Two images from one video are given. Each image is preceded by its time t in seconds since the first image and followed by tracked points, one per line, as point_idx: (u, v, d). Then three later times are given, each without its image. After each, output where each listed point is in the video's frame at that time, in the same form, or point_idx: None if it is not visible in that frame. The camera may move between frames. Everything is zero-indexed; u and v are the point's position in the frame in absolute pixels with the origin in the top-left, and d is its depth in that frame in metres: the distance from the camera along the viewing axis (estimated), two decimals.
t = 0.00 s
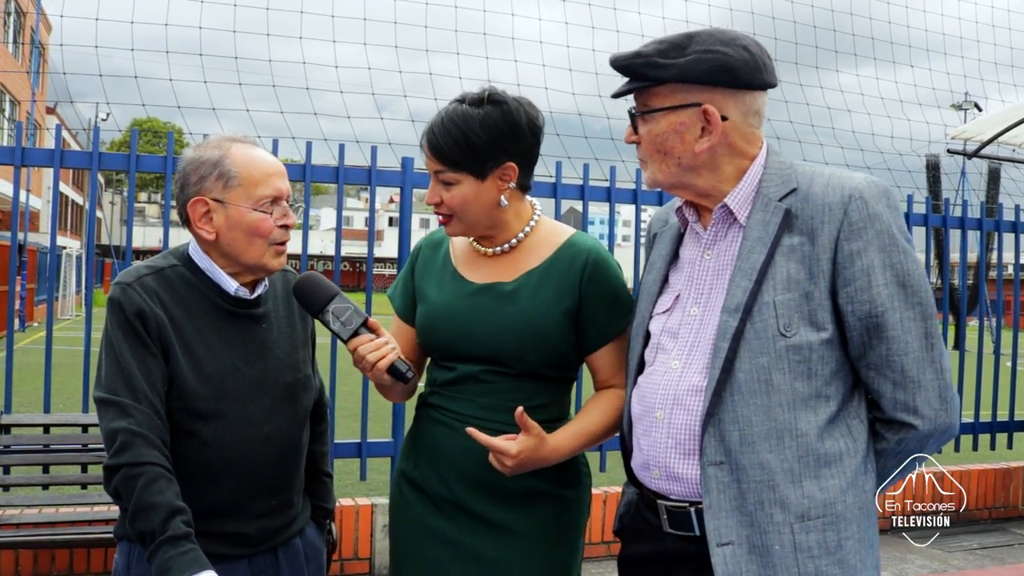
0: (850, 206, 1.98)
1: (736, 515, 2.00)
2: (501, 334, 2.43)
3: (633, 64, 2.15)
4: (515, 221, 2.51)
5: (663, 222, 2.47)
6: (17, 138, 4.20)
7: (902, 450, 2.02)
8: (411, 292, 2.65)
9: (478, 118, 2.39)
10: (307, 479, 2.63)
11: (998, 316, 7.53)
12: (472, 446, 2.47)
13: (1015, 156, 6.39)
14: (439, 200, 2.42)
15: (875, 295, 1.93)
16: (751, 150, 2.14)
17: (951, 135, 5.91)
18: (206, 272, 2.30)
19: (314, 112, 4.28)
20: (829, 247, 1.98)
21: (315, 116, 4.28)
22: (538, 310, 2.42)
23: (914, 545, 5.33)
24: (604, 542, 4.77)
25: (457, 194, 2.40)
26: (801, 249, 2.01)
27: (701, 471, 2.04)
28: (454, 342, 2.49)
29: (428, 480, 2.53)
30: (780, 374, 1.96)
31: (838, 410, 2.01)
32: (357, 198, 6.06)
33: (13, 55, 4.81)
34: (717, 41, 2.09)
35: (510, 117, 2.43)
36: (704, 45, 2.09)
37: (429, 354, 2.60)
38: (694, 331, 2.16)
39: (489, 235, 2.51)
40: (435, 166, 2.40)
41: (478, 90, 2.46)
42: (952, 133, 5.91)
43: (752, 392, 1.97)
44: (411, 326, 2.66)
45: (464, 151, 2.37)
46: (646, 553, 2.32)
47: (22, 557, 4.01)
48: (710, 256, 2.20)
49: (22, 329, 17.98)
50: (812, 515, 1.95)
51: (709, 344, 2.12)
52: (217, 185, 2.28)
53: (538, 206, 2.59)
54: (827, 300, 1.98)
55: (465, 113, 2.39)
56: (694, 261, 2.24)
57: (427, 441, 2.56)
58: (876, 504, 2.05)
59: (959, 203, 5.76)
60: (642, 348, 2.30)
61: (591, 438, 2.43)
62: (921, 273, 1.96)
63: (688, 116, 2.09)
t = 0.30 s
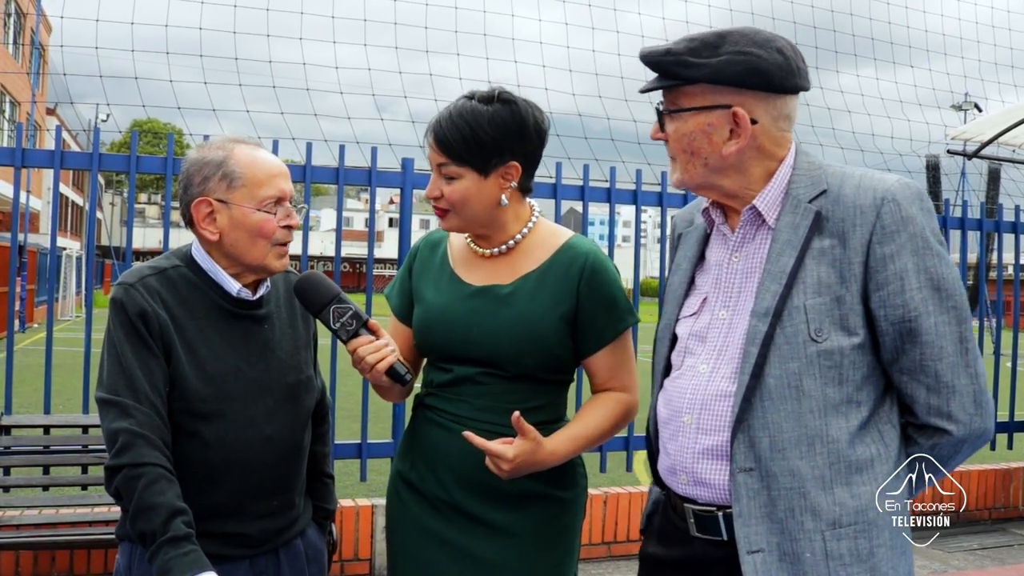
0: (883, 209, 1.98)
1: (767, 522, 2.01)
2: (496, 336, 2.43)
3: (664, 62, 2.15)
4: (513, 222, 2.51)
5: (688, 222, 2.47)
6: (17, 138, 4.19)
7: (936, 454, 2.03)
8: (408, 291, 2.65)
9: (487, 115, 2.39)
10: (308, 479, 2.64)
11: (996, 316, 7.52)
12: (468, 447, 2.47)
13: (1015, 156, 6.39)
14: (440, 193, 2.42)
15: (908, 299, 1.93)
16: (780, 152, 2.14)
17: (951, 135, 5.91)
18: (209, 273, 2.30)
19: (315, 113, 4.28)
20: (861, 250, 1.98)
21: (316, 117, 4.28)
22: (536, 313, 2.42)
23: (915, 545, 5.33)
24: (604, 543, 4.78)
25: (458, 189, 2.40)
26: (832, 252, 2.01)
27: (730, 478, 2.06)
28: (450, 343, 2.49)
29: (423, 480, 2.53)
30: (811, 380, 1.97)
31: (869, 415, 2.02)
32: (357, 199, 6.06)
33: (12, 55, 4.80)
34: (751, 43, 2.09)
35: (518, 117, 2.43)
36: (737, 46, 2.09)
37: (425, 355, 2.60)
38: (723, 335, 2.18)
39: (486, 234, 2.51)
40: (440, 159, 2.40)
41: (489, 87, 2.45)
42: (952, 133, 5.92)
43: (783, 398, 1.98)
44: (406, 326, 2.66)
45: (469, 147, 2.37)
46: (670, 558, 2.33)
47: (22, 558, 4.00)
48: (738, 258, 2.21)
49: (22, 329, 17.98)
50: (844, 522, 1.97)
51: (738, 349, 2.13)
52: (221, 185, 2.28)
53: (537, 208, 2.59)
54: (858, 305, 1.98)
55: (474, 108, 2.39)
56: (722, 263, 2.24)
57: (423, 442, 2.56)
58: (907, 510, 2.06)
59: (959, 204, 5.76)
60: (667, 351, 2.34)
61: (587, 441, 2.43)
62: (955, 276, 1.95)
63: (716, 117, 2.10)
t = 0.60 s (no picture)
0: (906, 214, 1.97)
1: (780, 528, 2.02)
2: (496, 339, 2.43)
3: (692, 60, 2.15)
4: (517, 224, 2.51)
5: (712, 222, 2.48)
6: (15, 138, 4.19)
7: (955, 465, 2.02)
8: (407, 289, 2.65)
9: (480, 123, 2.38)
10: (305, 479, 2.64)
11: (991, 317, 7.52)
12: (463, 447, 2.47)
13: (1013, 157, 6.39)
14: (444, 205, 2.43)
15: (929, 307, 1.93)
16: (805, 156, 2.15)
17: (949, 137, 5.92)
18: (210, 273, 2.30)
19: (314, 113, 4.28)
20: (883, 256, 1.98)
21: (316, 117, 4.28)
22: (537, 316, 2.42)
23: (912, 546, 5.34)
24: (602, 544, 4.78)
25: (461, 199, 2.41)
26: (853, 257, 2.01)
27: (745, 483, 2.06)
28: (448, 344, 2.49)
29: (417, 478, 2.54)
30: (829, 386, 1.97)
31: (887, 423, 2.02)
32: (354, 199, 6.06)
33: (11, 55, 4.80)
34: (783, 44, 2.08)
35: (512, 120, 2.42)
36: (768, 47, 2.09)
37: (422, 353, 2.60)
38: (741, 337, 2.19)
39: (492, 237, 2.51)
40: (439, 172, 2.41)
41: (479, 93, 2.45)
42: (950, 135, 5.92)
43: (800, 404, 1.99)
44: (405, 325, 2.66)
45: (468, 158, 2.37)
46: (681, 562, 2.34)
47: (20, 558, 4.00)
48: (759, 261, 2.21)
49: (19, 328, 17.99)
50: (859, 530, 1.97)
51: (754, 352, 2.14)
52: (220, 184, 2.28)
53: (539, 210, 2.59)
54: (879, 311, 1.98)
55: (466, 118, 2.39)
56: (742, 266, 2.25)
57: (418, 442, 2.56)
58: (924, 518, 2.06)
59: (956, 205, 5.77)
60: (687, 352, 2.35)
61: (580, 445, 2.43)
62: (979, 286, 1.95)
63: (743, 119, 2.11)
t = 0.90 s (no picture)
0: (916, 216, 1.98)
1: (785, 530, 2.02)
2: (490, 340, 2.43)
3: (705, 57, 2.16)
4: (512, 224, 2.52)
5: (715, 222, 2.49)
6: (10, 138, 4.18)
7: (960, 468, 2.04)
8: (401, 289, 2.65)
9: (486, 118, 2.39)
10: (302, 480, 2.64)
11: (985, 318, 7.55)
12: (459, 447, 2.47)
13: (1007, 159, 6.42)
14: (441, 198, 2.41)
15: (938, 310, 1.94)
16: (815, 156, 2.16)
17: (943, 138, 5.94)
18: (205, 273, 2.30)
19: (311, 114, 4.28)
20: (892, 258, 1.98)
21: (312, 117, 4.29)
22: (532, 317, 2.43)
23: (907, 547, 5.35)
24: (598, 545, 4.78)
25: (461, 193, 2.40)
26: (862, 259, 2.01)
27: (750, 485, 2.07)
28: (442, 344, 2.49)
29: (412, 479, 2.54)
30: (836, 388, 1.98)
31: (893, 425, 2.03)
32: (349, 199, 6.06)
33: (6, 55, 4.79)
34: (795, 44, 2.10)
35: (517, 119, 2.43)
36: (781, 46, 2.10)
37: (416, 354, 2.61)
38: (745, 337, 2.20)
39: (485, 235, 2.51)
40: (440, 164, 2.40)
41: (486, 90, 2.46)
42: (944, 136, 5.94)
43: (806, 405, 1.99)
44: (399, 324, 2.66)
45: (471, 151, 2.37)
46: (684, 562, 2.35)
47: (15, 559, 3.98)
48: (764, 261, 2.22)
49: (12, 329, 17.94)
50: (864, 533, 1.97)
51: (759, 351, 2.15)
52: (211, 182, 2.29)
53: (533, 211, 2.59)
54: (887, 313, 1.99)
55: (472, 112, 2.39)
56: (749, 265, 2.26)
57: (413, 442, 2.56)
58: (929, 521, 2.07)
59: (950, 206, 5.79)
60: (690, 352, 2.37)
61: (577, 444, 2.45)
62: (987, 289, 1.96)
63: (754, 118, 2.12)
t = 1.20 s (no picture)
0: (912, 217, 1.99)
1: (781, 531, 2.02)
2: (491, 341, 2.44)
3: (699, 58, 2.16)
4: (510, 226, 2.52)
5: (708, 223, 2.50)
6: (7, 139, 4.18)
7: (955, 467, 2.04)
8: (399, 289, 2.65)
9: (485, 121, 2.39)
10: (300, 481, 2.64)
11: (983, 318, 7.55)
12: (460, 447, 2.48)
13: (1004, 159, 6.42)
14: (440, 201, 2.42)
15: (933, 310, 1.94)
16: (809, 157, 2.16)
17: (941, 139, 5.95)
18: (204, 274, 2.30)
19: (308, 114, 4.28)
20: (888, 258, 1.99)
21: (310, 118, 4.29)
22: (532, 318, 2.43)
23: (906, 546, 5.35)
24: (595, 546, 4.78)
25: (460, 196, 2.41)
26: (858, 259, 2.02)
27: (746, 485, 2.07)
28: (441, 345, 2.49)
29: (410, 479, 2.54)
30: (832, 388, 1.98)
31: (888, 425, 2.04)
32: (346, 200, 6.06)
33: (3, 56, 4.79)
34: (789, 44, 2.10)
35: (516, 121, 2.44)
36: (775, 46, 2.11)
37: (415, 354, 2.61)
38: (740, 338, 2.20)
39: (484, 237, 2.52)
40: (439, 167, 2.41)
41: (484, 92, 2.46)
42: (941, 136, 5.95)
43: (803, 405, 2.00)
44: (397, 324, 2.66)
45: (470, 154, 2.37)
46: (680, 563, 2.35)
47: (14, 560, 3.98)
48: (759, 262, 2.23)
49: (9, 330, 17.91)
50: (860, 533, 1.98)
51: (755, 352, 2.15)
52: (211, 183, 2.29)
53: (532, 212, 2.59)
54: (883, 313, 2.00)
55: (471, 114, 2.39)
56: (743, 265, 2.27)
57: (412, 443, 2.56)
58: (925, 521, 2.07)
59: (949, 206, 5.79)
60: (683, 352, 2.37)
61: (577, 443, 2.45)
62: (982, 290, 1.97)
63: (749, 118, 2.12)
